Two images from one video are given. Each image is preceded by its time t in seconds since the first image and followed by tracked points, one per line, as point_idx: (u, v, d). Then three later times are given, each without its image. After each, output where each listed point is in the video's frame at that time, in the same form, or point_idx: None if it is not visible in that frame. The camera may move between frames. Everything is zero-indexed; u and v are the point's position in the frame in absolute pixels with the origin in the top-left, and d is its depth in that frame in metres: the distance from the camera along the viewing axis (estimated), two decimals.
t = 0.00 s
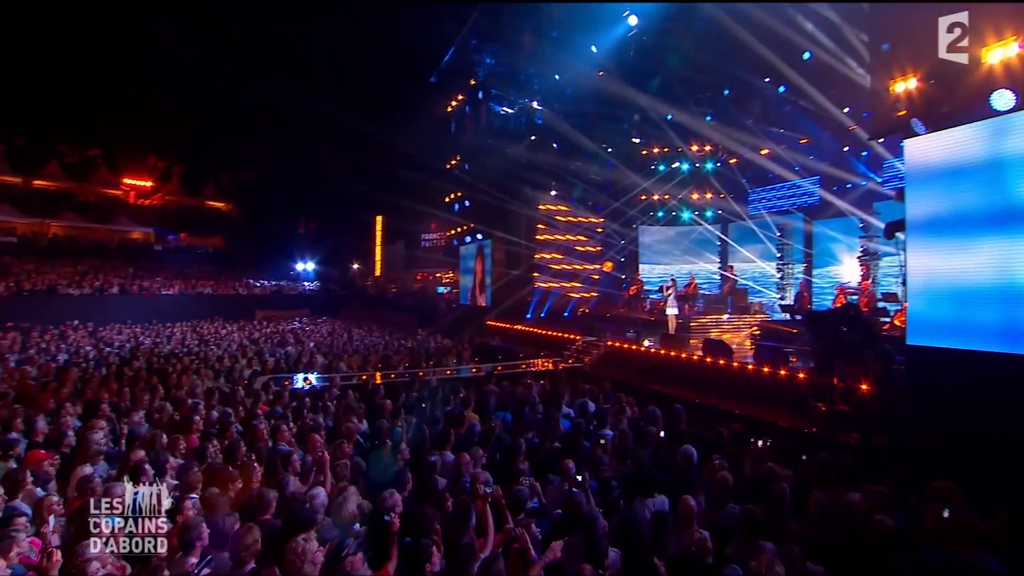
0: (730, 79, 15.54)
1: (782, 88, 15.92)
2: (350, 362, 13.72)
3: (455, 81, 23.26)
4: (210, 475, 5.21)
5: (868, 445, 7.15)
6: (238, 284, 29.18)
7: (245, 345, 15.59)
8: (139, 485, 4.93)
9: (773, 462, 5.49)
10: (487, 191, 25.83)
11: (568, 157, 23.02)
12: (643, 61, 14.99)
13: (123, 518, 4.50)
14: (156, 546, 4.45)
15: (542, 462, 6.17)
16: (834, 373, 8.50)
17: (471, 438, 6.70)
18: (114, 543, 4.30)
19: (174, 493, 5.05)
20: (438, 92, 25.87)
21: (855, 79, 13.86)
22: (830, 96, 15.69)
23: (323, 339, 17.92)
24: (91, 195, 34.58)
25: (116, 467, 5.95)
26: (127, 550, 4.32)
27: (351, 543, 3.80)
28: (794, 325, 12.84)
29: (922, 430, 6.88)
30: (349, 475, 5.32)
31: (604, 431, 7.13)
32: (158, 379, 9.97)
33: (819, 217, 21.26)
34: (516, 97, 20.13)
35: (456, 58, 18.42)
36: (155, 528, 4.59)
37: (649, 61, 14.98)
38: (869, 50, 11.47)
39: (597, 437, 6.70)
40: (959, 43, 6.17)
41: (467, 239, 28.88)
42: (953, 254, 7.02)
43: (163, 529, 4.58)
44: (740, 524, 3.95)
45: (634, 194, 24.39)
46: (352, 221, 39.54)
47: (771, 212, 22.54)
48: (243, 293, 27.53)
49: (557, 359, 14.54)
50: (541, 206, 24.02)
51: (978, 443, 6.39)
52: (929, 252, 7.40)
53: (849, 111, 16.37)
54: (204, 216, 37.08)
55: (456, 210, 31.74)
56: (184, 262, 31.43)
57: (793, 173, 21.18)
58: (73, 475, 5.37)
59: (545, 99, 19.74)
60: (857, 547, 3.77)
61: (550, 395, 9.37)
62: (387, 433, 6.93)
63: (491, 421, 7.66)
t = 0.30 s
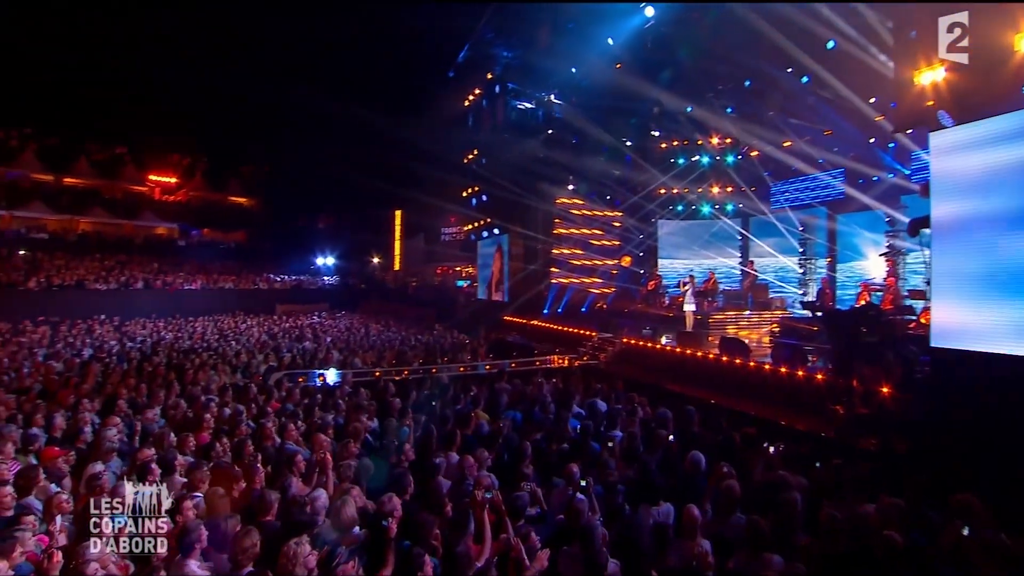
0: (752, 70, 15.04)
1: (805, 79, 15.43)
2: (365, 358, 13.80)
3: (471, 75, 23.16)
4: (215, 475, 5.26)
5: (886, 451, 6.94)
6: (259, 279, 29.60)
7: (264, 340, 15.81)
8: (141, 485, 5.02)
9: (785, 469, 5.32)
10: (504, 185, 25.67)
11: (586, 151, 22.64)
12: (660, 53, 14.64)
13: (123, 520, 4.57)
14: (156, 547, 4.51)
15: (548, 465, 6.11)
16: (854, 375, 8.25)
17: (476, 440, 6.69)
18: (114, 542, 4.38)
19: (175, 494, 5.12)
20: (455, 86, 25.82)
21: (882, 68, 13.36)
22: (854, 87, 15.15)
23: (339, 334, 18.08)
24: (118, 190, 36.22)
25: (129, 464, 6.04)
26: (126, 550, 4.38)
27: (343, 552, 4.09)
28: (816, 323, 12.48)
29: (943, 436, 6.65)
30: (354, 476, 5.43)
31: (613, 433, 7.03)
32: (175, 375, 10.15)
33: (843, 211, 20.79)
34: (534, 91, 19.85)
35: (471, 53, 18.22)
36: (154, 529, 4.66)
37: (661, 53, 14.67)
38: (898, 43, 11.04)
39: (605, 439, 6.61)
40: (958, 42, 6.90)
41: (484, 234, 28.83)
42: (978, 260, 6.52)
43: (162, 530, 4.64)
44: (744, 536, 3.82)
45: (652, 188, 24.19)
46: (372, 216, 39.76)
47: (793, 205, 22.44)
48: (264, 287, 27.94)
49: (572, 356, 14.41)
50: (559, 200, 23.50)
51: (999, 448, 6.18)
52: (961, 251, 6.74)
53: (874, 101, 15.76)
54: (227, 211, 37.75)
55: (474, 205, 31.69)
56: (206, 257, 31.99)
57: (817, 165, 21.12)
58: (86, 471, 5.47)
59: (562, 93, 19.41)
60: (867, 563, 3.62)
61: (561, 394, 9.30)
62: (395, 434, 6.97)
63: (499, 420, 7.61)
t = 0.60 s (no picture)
0: (772, 61, 14.54)
1: (826, 69, 14.91)
2: (378, 355, 13.82)
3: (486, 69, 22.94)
4: (220, 476, 5.31)
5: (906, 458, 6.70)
6: (276, 274, 29.89)
7: (279, 335, 15.91)
8: (140, 488, 5.04)
9: (797, 480, 5.13)
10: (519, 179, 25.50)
11: (603, 146, 22.30)
12: (677, 45, 14.19)
13: (122, 520, 4.65)
14: (159, 546, 4.56)
15: (552, 468, 6.06)
16: (871, 377, 7.98)
17: (481, 443, 6.62)
18: (115, 544, 4.43)
19: (174, 495, 5.15)
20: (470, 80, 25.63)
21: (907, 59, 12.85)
22: (878, 78, 14.61)
23: (354, 329, 18.17)
24: (140, 187, 36.75)
25: (138, 462, 6.13)
26: (127, 551, 4.43)
27: (334, 560, 4.09)
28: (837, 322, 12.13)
29: (965, 442, 6.39)
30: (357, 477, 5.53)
31: (621, 435, 6.93)
32: (190, 371, 10.21)
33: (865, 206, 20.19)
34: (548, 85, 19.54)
35: (484, 48, 17.92)
36: (154, 529, 4.69)
37: (673, 46, 14.25)
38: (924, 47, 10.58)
39: (613, 442, 6.49)
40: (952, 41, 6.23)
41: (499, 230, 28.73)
42: (1002, 256, 6.45)
43: (162, 529, 4.67)
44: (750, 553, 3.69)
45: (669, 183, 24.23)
46: (388, 211, 39.87)
47: (813, 200, 21.79)
48: (280, 283, 28.23)
49: (585, 354, 14.26)
50: (576, 193, 23.44)
51: None
52: (984, 243, 6.69)
53: (900, 92, 15.12)
54: (245, 208, 38.24)
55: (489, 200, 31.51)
56: (224, 252, 32.42)
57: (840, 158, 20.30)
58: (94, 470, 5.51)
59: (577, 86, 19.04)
60: None
61: (570, 394, 9.17)
62: (401, 435, 6.96)
63: (506, 422, 7.55)
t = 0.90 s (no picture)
0: (797, 50, 13.97)
1: (855, 57, 14.24)
2: (393, 352, 13.82)
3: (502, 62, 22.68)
4: (226, 477, 5.35)
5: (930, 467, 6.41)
6: (295, 269, 30.23)
7: (295, 330, 16.02)
8: (140, 488, 5.09)
9: (811, 491, 4.94)
10: (537, 172, 25.28)
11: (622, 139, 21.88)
12: (697, 36, 13.73)
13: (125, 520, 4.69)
14: (158, 547, 4.60)
15: (559, 473, 5.96)
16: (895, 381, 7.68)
17: (488, 446, 6.52)
18: (115, 545, 4.48)
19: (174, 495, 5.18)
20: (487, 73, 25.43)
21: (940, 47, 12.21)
22: (910, 67, 13.94)
23: (371, 325, 18.23)
24: (165, 182, 37.48)
25: (149, 460, 6.20)
26: (127, 551, 4.47)
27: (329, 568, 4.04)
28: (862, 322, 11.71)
29: (995, 450, 6.06)
30: (363, 480, 5.82)
31: (632, 439, 6.80)
32: (205, 368, 10.31)
33: (895, 199, 19.52)
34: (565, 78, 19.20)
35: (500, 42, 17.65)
36: (155, 528, 4.73)
37: (689, 35, 13.64)
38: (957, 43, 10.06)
39: (623, 447, 6.35)
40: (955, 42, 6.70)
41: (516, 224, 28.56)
42: None
43: (162, 529, 4.70)
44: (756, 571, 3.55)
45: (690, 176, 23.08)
46: (408, 204, 39.95)
47: (840, 195, 21.00)
48: (300, 277, 28.55)
49: (602, 351, 14.07)
50: (595, 186, 23.24)
51: None
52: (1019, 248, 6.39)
53: (933, 80, 14.39)
54: (266, 202, 38.75)
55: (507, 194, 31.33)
56: (245, 247, 32.93)
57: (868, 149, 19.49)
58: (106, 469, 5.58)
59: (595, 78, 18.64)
60: None
61: (583, 394, 9.02)
62: (410, 436, 6.95)
63: (517, 423, 7.48)
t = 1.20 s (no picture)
0: (821, 40, 13.43)
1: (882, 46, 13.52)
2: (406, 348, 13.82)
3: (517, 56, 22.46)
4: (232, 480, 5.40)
5: (950, 476, 6.18)
6: (311, 264, 30.50)
7: (310, 326, 16.13)
8: (140, 489, 5.18)
9: (822, 502, 4.79)
10: (553, 168, 25.09)
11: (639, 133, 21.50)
12: (712, 29, 13.39)
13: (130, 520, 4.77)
14: (158, 548, 4.67)
15: (564, 477, 5.88)
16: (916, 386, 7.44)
17: (495, 450, 6.44)
18: (116, 546, 4.57)
19: (174, 496, 5.27)
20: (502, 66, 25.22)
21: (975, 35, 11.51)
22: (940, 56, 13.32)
23: (384, 321, 18.29)
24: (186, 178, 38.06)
25: (159, 459, 6.28)
26: (128, 552, 4.55)
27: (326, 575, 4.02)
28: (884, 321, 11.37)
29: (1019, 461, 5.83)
30: (367, 482, 5.88)
31: (641, 443, 6.69)
32: (218, 364, 10.41)
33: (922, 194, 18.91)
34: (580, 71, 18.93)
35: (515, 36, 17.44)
36: (155, 530, 4.81)
37: (703, 28, 13.08)
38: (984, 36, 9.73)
39: (632, 452, 6.23)
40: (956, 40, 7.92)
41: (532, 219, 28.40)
42: None
43: (163, 530, 4.79)
44: None
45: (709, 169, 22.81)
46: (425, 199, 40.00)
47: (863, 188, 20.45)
48: (316, 272, 28.82)
49: (615, 350, 13.92)
50: (611, 181, 23.07)
51: None
52: None
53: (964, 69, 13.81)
54: (284, 197, 39.13)
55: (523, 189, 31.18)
56: (262, 241, 33.35)
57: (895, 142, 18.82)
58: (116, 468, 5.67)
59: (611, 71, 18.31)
60: None
61: (593, 394, 8.92)
62: (417, 438, 6.94)
63: (524, 425, 7.42)
